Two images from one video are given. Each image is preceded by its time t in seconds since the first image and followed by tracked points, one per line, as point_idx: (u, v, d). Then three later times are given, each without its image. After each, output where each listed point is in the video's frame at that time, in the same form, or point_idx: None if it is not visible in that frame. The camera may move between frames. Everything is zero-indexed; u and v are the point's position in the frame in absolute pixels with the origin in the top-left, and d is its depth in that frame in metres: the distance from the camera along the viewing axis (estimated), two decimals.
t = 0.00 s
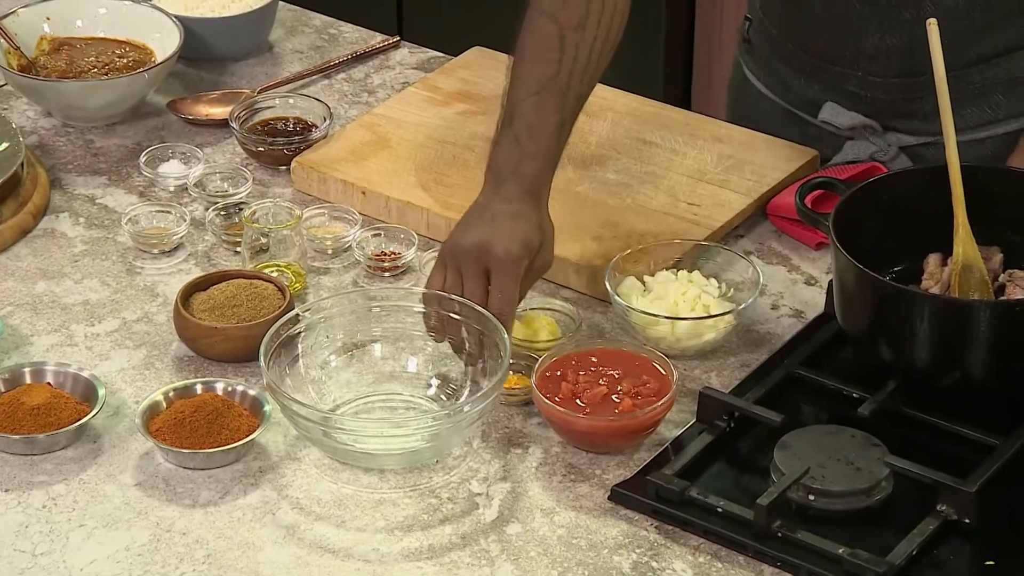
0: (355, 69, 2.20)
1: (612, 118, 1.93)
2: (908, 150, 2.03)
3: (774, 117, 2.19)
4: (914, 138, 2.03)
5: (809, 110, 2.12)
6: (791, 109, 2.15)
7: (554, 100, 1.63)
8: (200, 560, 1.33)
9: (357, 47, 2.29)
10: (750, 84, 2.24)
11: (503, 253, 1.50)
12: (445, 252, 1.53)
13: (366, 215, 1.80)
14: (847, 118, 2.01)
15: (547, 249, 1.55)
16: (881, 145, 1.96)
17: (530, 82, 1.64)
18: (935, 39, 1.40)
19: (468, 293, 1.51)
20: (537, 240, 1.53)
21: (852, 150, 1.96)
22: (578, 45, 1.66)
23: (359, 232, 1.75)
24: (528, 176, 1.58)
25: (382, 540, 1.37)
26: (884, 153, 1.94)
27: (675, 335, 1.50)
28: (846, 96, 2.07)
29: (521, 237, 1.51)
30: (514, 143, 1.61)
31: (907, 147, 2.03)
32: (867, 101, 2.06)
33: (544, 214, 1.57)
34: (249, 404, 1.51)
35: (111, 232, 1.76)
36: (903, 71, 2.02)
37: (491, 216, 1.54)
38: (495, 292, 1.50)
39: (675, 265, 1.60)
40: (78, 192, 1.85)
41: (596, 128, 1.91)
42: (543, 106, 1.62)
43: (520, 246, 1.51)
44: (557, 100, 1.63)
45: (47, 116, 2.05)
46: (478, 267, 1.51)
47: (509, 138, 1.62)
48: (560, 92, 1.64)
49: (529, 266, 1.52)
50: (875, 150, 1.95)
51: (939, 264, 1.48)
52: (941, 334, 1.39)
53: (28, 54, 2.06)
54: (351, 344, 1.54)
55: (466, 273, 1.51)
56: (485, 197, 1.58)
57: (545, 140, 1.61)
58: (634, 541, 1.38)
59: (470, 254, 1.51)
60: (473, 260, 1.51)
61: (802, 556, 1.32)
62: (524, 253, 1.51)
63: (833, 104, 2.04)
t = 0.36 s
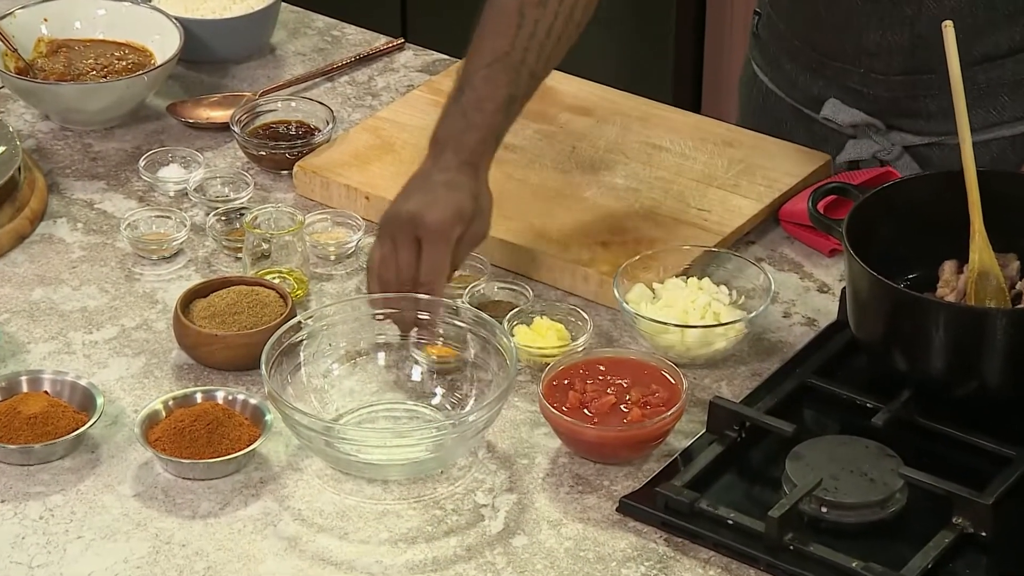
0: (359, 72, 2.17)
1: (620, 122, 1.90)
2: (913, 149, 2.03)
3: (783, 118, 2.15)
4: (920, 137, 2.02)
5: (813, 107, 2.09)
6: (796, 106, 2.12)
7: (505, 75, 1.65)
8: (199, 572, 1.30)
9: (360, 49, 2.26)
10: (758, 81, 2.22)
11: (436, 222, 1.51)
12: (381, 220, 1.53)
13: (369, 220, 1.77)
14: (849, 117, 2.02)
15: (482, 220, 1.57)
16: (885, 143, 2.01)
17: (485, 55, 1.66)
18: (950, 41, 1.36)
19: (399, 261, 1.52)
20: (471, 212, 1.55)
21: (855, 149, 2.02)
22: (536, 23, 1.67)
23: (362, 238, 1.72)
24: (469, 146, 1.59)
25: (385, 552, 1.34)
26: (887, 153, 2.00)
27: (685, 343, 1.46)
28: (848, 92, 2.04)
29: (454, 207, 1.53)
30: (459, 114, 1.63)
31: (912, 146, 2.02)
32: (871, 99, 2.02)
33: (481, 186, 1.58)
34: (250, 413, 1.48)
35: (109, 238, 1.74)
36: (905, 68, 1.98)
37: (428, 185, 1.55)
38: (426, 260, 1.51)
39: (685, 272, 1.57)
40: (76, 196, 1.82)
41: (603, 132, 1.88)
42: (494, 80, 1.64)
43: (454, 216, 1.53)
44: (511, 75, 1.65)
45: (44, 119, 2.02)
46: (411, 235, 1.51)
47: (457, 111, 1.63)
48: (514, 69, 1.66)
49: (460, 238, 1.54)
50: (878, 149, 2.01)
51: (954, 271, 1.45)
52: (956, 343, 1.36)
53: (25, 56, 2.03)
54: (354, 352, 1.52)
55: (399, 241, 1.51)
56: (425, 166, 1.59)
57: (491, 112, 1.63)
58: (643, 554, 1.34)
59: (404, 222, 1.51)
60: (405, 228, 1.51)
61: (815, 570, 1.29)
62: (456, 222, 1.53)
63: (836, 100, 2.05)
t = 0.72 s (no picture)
0: (361, 71, 2.14)
1: (628, 123, 1.87)
2: (900, 142, 1.98)
3: (782, 110, 2.12)
4: (906, 129, 1.97)
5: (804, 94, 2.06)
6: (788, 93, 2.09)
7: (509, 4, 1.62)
8: None
9: (363, 47, 2.23)
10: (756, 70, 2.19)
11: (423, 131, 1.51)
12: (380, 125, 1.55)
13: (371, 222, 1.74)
14: (832, 102, 1.98)
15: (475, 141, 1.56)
16: (870, 133, 1.97)
17: None
18: (966, 40, 1.33)
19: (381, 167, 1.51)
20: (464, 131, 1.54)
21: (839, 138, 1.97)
22: None
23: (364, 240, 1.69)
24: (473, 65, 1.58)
25: (388, 562, 1.31)
26: (870, 142, 1.95)
27: (694, 348, 1.43)
28: (834, 78, 2.01)
29: (443, 120, 1.52)
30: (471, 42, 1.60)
31: (897, 138, 1.98)
32: (857, 85, 1.99)
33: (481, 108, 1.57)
34: (250, 419, 1.45)
35: (107, 240, 1.71)
36: (889, 52, 1.95)
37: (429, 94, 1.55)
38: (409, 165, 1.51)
39: (693, 275, 1.54)
40: (73, 198, 1.79)
41: (611, 133, 1.85)
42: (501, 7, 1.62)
43: (440, 125, 1.52)
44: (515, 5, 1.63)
45: (41, 119, 1.99)
46: (398, 141, 1.51)
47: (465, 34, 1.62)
48: None
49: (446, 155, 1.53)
50: (863, 138, 1.96)
51: (969, 275, 1.42)
52: (971, 350, 1.33)
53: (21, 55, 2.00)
54: (356, 358, 1.49)
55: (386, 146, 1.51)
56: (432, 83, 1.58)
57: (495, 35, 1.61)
58: (651, 564, 1.32)
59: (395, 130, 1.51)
60: (393, 134, 1.52)
61: None
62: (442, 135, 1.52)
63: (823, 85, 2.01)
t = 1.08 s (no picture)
0: (363, 70, 2.11)
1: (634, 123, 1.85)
2: (883, 135, 1.89)
3: (773, 102, 2.03)
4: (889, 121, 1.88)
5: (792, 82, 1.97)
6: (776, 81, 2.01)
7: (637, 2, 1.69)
8: None
9: (364, 47, 2.20)
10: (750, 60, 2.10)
11: (594, 132, 1.61)
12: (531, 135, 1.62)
13: (373, 224, 1.71)
14: (813, 91, 1.91)
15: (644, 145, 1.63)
16: (852, 126, 1.89)
17: None
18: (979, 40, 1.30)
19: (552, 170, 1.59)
20: (631, 130, 1.62)
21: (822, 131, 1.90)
22: None
23: (365, 243, 1.66)
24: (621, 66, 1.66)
25: (390, 571, 1.28)
26: (852, 135, 1.87)
27: (701, 353, 1.41)
28: (817, 63, 1.92)
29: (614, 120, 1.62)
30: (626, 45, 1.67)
31: (881, 132, 1.89)
32: (840, 71, 1.90)
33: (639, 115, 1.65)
34: (250, 425, 1.42)
35: (103, 243, 1.68)
36: (874, 37, 1.86)
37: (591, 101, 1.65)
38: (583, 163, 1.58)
39: (701, 279, 1.51)
40: (69, 199, 1.77)
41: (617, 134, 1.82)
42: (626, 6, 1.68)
43: (607, 126, 1.62)
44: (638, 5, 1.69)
45: (36, 119, 1.97)
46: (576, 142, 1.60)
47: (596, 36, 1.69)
48: None
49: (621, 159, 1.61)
50: (845, 131, 1.89)
51: (983, 279, 1.39)
52: (985, 355, 1.30)
53: (17, 54, 1.97)
54: (357, 362, 1.46)
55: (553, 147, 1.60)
56: (582, 88, 1.67)
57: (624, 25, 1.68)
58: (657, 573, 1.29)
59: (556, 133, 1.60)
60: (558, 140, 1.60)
61: None
62: (620, 139, 1.61)
63: (806, 73, 1.93)
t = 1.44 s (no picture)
0: (365, 67, 2.08)
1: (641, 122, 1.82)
2: (897, 128, 1.86)
3: (783, 97, 2.00)
4: (902, 114, 1.85)
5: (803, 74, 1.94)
6: (787, 73, 1.97)
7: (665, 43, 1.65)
8: None
9: (366, 43, 2.17)
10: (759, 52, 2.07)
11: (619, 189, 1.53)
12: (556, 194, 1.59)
13: (375, 225, 1.68)
14: (826, 82, 1.87)
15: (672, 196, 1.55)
16: (865, 118, 1.86)
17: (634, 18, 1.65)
18: (995, 36, 1.25)
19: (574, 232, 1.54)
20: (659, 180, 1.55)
21: (835, 123, 1.88)
22: None
23: (367, 244, 1.63)
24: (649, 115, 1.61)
25: None
26: (864, 128, 1.85)
27: (710, 357, 1.38)
28: (829, 54, 1.89)
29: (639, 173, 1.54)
30: (657, 97, 1.63)
31: (894, 125, 1.86)
32: (853, 62, 1.87)
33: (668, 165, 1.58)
34: (249, 430, 1.39)
35: (99, 244, 1.65)
36: (887, 27, 1.83)
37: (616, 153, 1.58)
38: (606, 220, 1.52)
39: (710, 281, 1.48)
40: (64, 199, 1.74)
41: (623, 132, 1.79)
42: (653, 50, 1.64)
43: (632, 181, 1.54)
44: (667, 43, 1.65)
45: (31, 117, 1.93)
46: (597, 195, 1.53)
47: (621, 81, 1.64)
48: (669, 31, 1.65)
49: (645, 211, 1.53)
50: (857, 123, 1.86)
51: (998, 282, 1.35)
52: (1002, 360, 1.27)
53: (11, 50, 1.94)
54: (359, 365, 1.43)
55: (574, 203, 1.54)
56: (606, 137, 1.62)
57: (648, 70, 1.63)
58: None
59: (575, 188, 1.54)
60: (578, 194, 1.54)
61: None
62: (642, 188, 1.54)
63: (819, 63, 1.90)
